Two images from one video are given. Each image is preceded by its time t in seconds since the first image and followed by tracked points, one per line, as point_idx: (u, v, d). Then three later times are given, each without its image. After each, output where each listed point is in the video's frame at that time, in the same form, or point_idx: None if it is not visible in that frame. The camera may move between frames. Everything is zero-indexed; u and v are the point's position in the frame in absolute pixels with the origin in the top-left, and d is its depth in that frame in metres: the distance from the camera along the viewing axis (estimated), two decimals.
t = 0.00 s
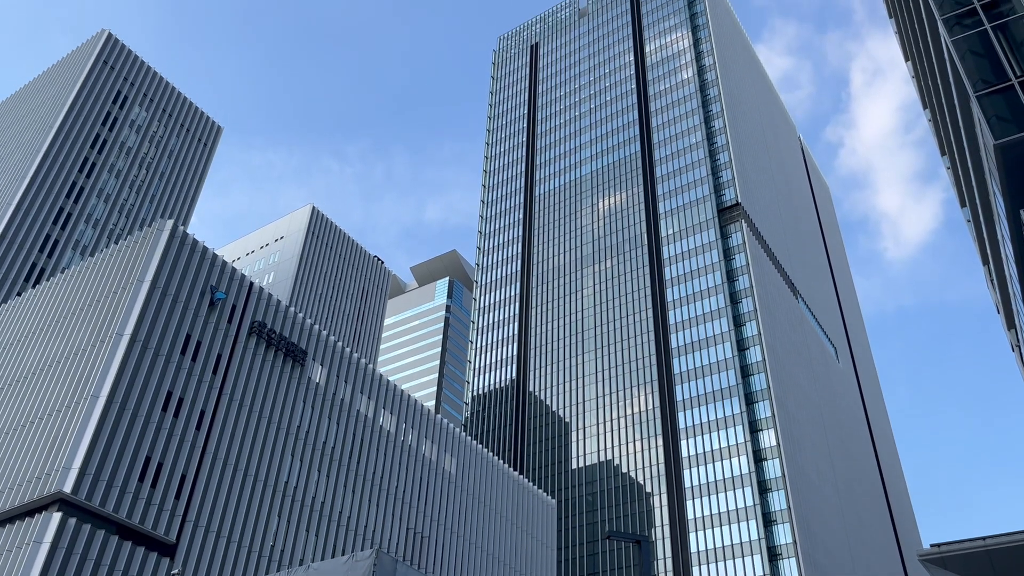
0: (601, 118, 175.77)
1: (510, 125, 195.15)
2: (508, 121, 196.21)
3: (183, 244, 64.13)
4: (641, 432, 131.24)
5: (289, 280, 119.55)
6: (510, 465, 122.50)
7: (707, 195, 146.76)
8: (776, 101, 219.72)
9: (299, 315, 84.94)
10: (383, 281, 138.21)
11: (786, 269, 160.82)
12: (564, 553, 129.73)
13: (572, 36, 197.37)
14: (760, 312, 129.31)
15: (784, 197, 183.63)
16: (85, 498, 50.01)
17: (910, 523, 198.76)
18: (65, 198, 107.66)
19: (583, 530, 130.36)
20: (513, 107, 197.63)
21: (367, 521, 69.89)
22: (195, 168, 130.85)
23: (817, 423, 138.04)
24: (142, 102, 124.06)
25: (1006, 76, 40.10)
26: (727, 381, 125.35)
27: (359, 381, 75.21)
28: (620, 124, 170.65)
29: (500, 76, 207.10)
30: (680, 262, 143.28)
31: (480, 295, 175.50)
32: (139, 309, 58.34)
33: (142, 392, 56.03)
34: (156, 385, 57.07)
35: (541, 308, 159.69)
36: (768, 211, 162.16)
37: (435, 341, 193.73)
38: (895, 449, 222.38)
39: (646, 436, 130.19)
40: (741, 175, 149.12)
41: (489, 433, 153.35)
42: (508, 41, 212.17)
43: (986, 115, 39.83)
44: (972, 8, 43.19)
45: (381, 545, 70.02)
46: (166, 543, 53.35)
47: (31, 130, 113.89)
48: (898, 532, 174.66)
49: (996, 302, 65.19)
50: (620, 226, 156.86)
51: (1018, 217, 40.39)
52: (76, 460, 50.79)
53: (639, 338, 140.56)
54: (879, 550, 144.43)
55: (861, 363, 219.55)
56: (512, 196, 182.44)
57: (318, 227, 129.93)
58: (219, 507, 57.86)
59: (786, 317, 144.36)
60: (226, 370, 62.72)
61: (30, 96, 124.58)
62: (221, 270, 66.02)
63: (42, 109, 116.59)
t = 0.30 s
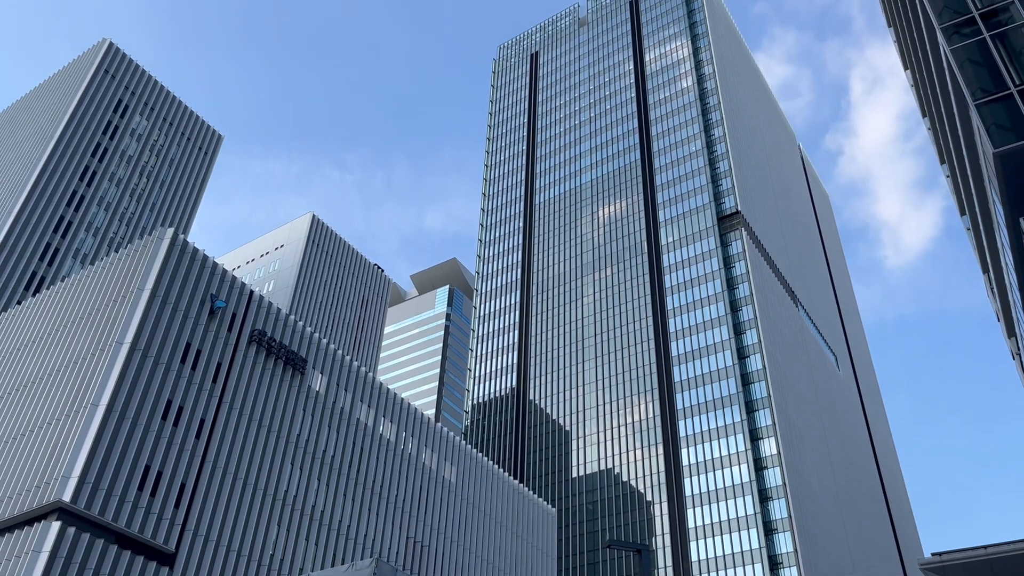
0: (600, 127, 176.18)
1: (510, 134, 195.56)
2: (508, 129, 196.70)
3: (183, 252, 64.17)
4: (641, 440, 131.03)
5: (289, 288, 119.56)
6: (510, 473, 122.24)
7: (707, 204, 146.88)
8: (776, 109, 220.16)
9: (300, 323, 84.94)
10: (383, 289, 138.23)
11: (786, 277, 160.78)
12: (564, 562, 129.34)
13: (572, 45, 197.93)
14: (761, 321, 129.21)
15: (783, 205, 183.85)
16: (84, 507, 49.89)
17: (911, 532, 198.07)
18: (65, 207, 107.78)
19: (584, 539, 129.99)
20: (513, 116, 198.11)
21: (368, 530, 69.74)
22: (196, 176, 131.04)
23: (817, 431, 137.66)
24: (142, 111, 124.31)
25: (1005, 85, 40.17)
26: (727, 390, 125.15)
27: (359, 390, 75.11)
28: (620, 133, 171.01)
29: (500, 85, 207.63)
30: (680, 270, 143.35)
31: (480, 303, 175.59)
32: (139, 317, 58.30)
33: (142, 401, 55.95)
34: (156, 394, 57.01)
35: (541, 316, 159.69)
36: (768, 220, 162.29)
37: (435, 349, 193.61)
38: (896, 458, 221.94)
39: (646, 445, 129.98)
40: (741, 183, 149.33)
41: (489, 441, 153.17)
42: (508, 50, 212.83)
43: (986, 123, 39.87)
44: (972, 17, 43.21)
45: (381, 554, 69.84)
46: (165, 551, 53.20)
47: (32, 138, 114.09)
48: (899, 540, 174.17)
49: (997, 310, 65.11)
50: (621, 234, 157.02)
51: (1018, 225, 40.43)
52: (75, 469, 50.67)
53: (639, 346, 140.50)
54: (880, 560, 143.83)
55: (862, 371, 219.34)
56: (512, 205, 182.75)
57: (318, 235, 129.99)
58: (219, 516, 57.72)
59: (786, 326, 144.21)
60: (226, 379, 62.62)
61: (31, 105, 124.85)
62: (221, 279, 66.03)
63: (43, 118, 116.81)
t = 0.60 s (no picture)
0: (600, 136, 176.52)
1: (510, 142, 195.98)
2: (508, 138, 197.26)
3: (183, 261, 64.21)
4: (641, 449, 130.84)
5: (289, 297, 119.52)
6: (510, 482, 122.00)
7: (706, 212, 146.99)
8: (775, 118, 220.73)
9: (300, 331, 84.91)
10: (383, 298, 138.23)
11: (786, 286, 160.76)
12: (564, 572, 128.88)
13: (572, 54, 198.57)
14: (761, 329, 129.19)
15: (783, 214, 184.04)
16: (82, 516, 49.70)
17: (913, 541, 197.34)
18: (66, 216, 107.85)
19: (584, 548, 129.59)
20: (513, 125, 198.61)
21: (367, 538, 69.59)
22: (196, 185, 131.22)
23: (818, 439, 137.43)
24: (143, 120, 124.59)
25: (1004, 93, 40.31)
26: (728, 398, 124.96)
27: (359, 399, 75.03)
28: (620, 142, 171.39)
29: (500, 94, 208.19)
30: (680, 278, 143.39)
31: (480, 311, 175.60)
32: (138, 326, 58.26)
33: (141, 409, 55.84)
34: (156, 402, 56.94)
35: (541, 324, 159.67)
36: (768, 228, 162.44)
37: (435, 357, 193.45)
38: (897, 467, 221.36)
39: (646, 453, 129.76)
40: (740, 192, 149.55)
41: (489, 450, 152.86)
42: (508, 59, 213.53)
43: (985, 131, 39.97)
44: (970, 26, 43.37)
45: (380, 563, 69.64)
46: (163, 561, 53.01)
47: (33, 147, 114.30)
48: (900, 549, 173.54)
49: (997, 318, 65.06)
50: (620, 243, 157.19)
51: (1018, 233, 40.48)
52: (74, 478, 50.52)
53: (639, 354, 140.43)
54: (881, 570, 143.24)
55: (862, 379, 218.97)
56: (512, 213, 183.04)
57: (318, 244, 130.05)
58: (219, 524, 57.54)
59: (786, 334, 144.17)
60: (225, 387, 62.51)
61: (31, 114, 125.10)
62: (221, 287, 66.03)
63: (44, 126, 117.07)
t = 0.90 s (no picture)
0: (599, 144, 176.81)
1: (510, 151, 196.33)
2: (508, 147, 197.78)
3: (183, 269, 64.22)
4: (641, 458, 130.56)
5: (289, 305, 119.49)
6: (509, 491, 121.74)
7: (706, 220, 147.09)
8: (774, 126, 221.31)
9: (300, 339, 84.83)
10: (383, 306, 138.20)
11: (786, 294, 160.77)
12: None
13: (571, 62, 199.15)
14: (761, 337, 129.15)
15: (783, 222, 184.35)
16: (81, 526, 49.50)
17: (913, 550, 196.78)
18: (65, 225, 107.88)
19: (584, 557, 129.15)
20: (512, 133, 199.06)
21: (367, 547, 69.43)
22: (196, 194, 131.37)
23: (818, 448, 137.21)
24: (143, 129, 124.81)
25: (1002, 102, 40.37)
26: (728, 406, 124.75)
27: (359, 408, 74.99)
28: (619, 150, 171.77)
29: (499, 103, 208.72)
30: (680, 287, 143.40)
31: (479, 320, 175.61)
32: (138, 335, 58.19)
33: (141, 418, 55.73)
34: (155, 411, 56.82)
35: (540, 333, 159.60)
36: (767, 236, 162.60)
37: (434, 366, 193.26)
38: (897, 475, 220.80)
39: (646, 462, 129.51)
40: (739, 201, 149.75)
41: (489, 458, 152.58)
42: (507, 68, 214.18)
43: (984, 140, 40.04)
44: (968, 35, 43.51)
45: (380, 572, 69.48)
46: (162, 570, 52.77)
47: (33, 156, 114.42)
48: (901, 558, 172.93)
49: (997, 326, 65.06)
50: (620, 251, 157.30)
51: (1017, 242, 40.45)
52: (72, 488, 50.33)
53: (639, 363, 140.33)
54: None
55: (862, 387, 218.66)
56: (512, 221, 183.25)
57: (318, 253, 130.10)
58: (218, 534, 57.33)
59: (786, 343, 144.14)
60: (225, 396, 62.39)
61: (31, 123, 125.29)
62: (221, 296, 66.01)
63: (44, 135, 117.22)
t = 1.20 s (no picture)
0: (599, 153, 177.15)
1: (510, 159, 196.72)
2: (507, 156, 198.20)
3: (183, 278, 64.24)
4: (642, 467, 130.29)
5: (289, 314, 119.46)
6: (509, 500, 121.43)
7: (706, 229, 147.20)
8: (774, 135, 221.82)
9: (301, 348, 84.80)
10: (383, 315, 138.21)
11: (786, 303, 160.74)
12: None
13: (571, 71, 199.74)
14: (761, 345, 129.11)
15: (783, 231, 184.53)
16: (80, 536, 49.33)
17: (915, 559, 196.14)
18: (65, 234, 107.94)
19: (585, 567, 128.68)
20: (512, 142, 199.51)
21: (367, 557, 69.26)
22: (196, 203, 131.55)
23: (818, 456, 136.88)
24: (143, 138, 125.07)
25: (1001, 111, 40.45)
26: (728, 415, 124.54)
27: (360, 417, 74.89)
28: (618, 159, 172.15)
29: (499, 112, 209.25)
30: (679, 295, 143.44)
31: (480, 328, 175.57)
32: (138, 344, 58.16)
33: (140, 428, 55.63)
34: (155, 420, 56.71)
35: (541, 342, 159.54)
36: (767, 244, 162.70)
37: (434, 375, 193.07)
38: (898, 484, 220.35)
39: (647, 471, 129.22)
40: (739, 209, 150.02)
41: (489, 467, 152.26)
42: (507, 77, 214.81)
43: (983, 149, 40.12)
44: (967, 44, 43.68)
45: None
46: None
47: (34, 165, 114.60)
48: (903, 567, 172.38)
49: (997, 335, 64.99)
50: (620, 260, 157.41)
51: (1017, 251, 40.45)
52: (72, 497, 50.17)
53: (640, 372, 140.17)
54: None
55: (862, 395, 218.44)
56: (512, 230, 183.48)
57: (318, 262, 130.20)
58: (217, 544, 57.11)
59: (786, 351, 144.03)
60: (225, 406, 62.28)
61: (32, 132, 125.58)
62: (221, 305, 66.00)
63: (45, 145, 117.42)
